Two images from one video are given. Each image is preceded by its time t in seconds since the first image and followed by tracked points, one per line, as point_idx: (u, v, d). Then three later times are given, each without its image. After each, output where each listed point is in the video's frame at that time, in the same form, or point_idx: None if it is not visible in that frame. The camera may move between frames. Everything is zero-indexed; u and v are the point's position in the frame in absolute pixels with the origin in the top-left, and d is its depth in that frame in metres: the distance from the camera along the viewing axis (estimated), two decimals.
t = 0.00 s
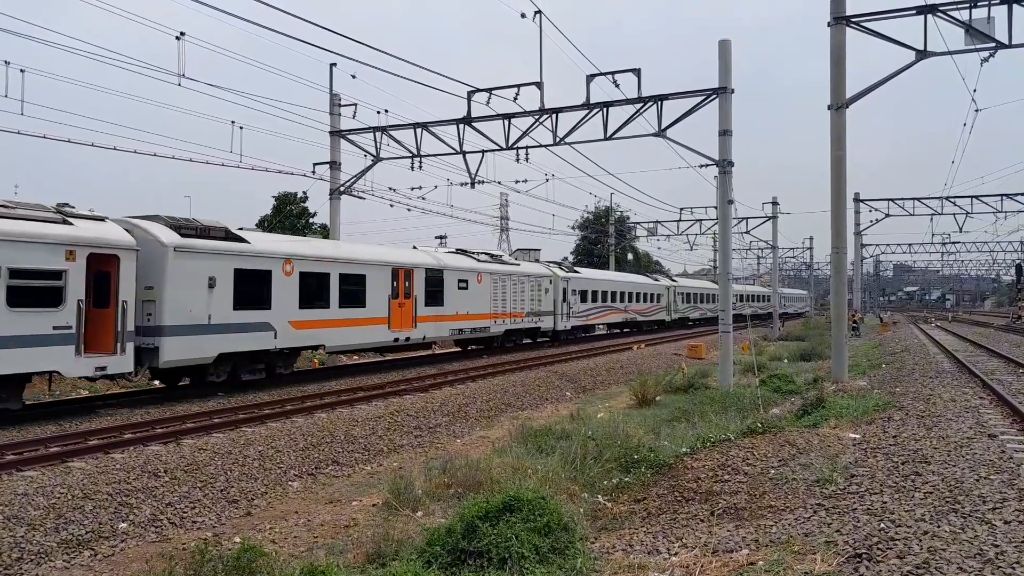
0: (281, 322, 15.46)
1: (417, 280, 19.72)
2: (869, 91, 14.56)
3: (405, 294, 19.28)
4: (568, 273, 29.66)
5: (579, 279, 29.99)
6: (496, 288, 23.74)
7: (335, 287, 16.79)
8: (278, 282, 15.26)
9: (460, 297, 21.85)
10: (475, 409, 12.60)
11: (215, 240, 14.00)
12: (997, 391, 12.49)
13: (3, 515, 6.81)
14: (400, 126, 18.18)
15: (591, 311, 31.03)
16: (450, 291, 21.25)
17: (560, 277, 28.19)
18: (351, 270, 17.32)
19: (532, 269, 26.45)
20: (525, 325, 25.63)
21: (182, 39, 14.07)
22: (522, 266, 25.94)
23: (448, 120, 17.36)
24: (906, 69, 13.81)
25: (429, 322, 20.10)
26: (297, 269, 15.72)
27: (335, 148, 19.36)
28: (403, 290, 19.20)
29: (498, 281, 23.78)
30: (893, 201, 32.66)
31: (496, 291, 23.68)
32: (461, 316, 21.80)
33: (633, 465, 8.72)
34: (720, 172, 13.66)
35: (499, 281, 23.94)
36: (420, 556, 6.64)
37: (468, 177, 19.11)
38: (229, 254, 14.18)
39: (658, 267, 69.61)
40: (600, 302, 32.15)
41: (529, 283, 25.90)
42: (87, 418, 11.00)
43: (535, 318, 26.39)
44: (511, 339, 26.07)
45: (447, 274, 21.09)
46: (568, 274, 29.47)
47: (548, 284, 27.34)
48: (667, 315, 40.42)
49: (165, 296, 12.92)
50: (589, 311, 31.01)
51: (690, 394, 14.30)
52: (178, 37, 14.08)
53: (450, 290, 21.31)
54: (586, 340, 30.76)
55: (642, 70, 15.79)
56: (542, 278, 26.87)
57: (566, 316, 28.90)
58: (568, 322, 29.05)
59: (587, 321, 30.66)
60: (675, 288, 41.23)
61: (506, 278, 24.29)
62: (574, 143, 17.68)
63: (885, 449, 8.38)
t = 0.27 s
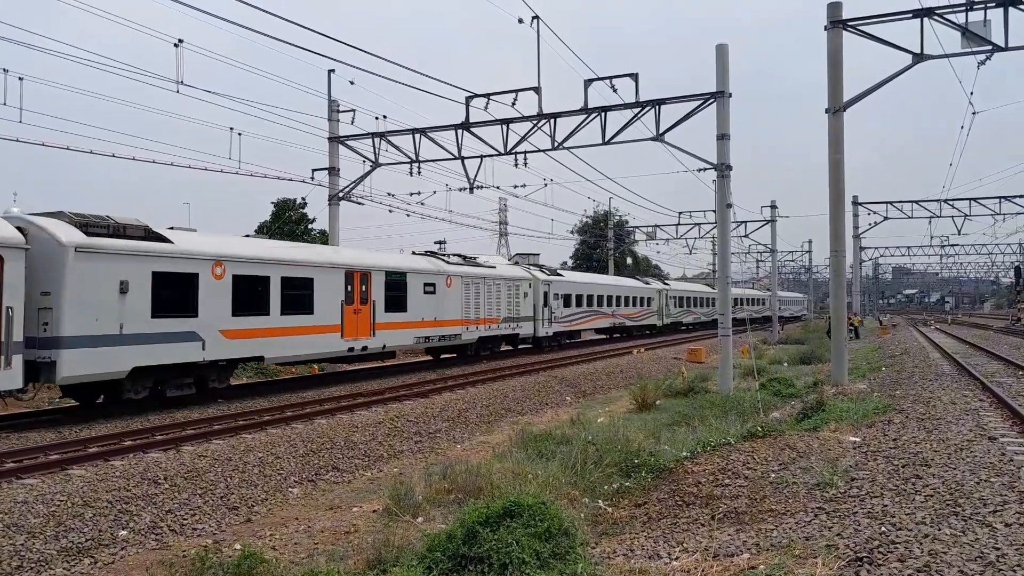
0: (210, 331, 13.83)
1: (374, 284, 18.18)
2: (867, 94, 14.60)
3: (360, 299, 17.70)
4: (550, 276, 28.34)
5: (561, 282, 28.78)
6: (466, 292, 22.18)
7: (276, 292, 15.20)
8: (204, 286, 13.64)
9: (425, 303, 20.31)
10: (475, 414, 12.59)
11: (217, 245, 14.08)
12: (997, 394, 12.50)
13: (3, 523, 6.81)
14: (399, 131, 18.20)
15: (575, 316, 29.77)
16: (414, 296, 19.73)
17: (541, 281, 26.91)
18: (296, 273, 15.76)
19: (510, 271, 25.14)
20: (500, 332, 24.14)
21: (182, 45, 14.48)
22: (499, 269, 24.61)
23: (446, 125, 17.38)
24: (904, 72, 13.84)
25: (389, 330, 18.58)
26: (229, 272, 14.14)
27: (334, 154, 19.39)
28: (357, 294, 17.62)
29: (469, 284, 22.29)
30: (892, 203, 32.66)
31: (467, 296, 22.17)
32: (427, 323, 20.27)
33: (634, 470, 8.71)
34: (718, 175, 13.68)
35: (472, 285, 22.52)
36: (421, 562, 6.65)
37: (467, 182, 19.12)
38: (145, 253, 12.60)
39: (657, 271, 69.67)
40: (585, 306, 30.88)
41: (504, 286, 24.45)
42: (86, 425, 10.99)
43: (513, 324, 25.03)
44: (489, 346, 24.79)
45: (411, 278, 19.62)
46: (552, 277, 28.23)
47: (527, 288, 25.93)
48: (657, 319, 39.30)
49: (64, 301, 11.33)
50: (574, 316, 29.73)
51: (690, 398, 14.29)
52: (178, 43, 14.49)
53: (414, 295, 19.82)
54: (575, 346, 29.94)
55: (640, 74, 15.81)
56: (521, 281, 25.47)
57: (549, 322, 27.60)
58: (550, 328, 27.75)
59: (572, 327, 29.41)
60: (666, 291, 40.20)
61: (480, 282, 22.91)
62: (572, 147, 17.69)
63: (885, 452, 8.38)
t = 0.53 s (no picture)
0: (117, 335, 12.32)
1: (322, 283, 16.64)
2: (865, 93, 14.60)
3: (305, 299, 16.14)
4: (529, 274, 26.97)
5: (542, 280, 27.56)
6: (434, 291, 20.59)
7: (203, 291, 13.70)
8: (111, 285, 12.14)
9: (386, 303, 18.77)
10: (474, 414, 12.59)
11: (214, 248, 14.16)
12: (996, 392, 12.50)
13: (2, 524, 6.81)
14: (397, 132, 18.20)
15: (557, 317, 28.47)
16: (372, 296, 18.18)
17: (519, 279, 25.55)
18: (229, 270, 14.30)
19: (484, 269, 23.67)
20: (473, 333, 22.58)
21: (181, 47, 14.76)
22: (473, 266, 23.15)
23: (445, 125, 17.38)
24: (902, 71, 13.85)
25: (342, 332, 17.06)
26: (144, 269, 12.66)
27: (333, 154, 19.38)
28: (303, 294, 16.06)
29: (437, 283, 20.73)
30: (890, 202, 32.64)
31: (435, 296, 20.60)
32: (387, 324, 18.75)
33: (633, 469, 8.71)
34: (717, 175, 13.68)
35: (442, 284, 20.97)
36: (420, 562, 6.67)
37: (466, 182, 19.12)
38: (94, 251, 11.89)
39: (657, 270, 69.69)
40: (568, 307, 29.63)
41: (478, 285, 22.95)
42: (86, 426, 11.00)
43: (488, 326, 23.58)
44: (465, 349, 23.33)
45: (368, 276, 18.11)
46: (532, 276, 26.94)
47: (504, 287, 24.50)
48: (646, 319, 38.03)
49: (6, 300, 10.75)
50: (555, 317, 28.44)
51: (689, 397, 14.29)
52: (178, 45, 14.76)
53: (372, 294, 18.28)
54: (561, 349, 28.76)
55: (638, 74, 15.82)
56: (497, 279, 24.03)
57: (527, 322, 26.32)
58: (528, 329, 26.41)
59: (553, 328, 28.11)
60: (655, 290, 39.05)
61: (451, 280, 21.39)
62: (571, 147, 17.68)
63: (884, 451, 8.38)
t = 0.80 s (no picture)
0: (5, 339, 10.67)
1: (265, 280, 15.03)
2: (867, 90, 14.58)
3: (245, 298, 14.54)
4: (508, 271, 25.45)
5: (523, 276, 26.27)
6: (397, 288, 19.04)
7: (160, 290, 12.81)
8: (58, 285, 11.26)
9: (341, 301, 17.21)
10: (477, 412, 12.60)
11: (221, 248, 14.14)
12: (1000, 389, 12.48)
13: (7, 522, 6.84)
14: (399, 130, 18.20)
15: (540, 315, 27.04)
16: (324, 294, 16.57)
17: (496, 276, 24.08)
18: (156, 266, 12.78)
19: (457, 265, 22.14)
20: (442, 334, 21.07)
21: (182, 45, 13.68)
22: (446, 262, 21.67)
23: (447, 123, 17.37)
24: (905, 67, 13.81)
25: (290, 333, 15.49)
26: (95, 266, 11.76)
27: (335, 153, 19.39)
28: (242, 292, 14.46)
29: (401, 280, 19.19)
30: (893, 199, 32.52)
31: (397, 294, 19.05)
32: (344, 324, 17.24)
33: (636, 466, 8.71)
34: (719, 172, 13.67)
35: (406, 280, 19.44)
36: (424, 559, 6.71)
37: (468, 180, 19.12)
38: (99, 249, 11.91)
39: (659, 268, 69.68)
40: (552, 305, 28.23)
41: (449, 282, 21.46)
42: (90, 425, 11.04)
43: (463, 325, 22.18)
44: (439, 350, 21.89)
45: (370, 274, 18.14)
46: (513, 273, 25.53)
47: (480, 284, 23.00)
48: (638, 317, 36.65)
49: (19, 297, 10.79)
50: (538, 315, 26.99)
51: (692, 395, 14.29)
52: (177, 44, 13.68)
53: (326, 292, 16.73)
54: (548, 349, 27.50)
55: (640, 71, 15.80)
56: (471, 276, 22.52)
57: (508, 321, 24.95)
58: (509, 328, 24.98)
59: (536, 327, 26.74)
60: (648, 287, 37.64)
61: (417, 277, 19.90)
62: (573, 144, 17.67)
63: (887, 447, 8.37)
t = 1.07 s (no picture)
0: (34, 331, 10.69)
1: (198, 267, 13.10)
2: (875, 80, 14.49)
3: (172, 288, 12.64)
4: (488, 260, 23.73)
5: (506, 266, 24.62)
6: (356, 278, 16.93)
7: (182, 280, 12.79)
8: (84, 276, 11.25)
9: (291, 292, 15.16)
10: (482, 403, 12.61)
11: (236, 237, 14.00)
12: (1006, 381, 12.44)
13: (15, 512, 6.89)
14: (404, 122, 18.17)
15: (524, 308, 25.39)
16: (270, 284, 14.58)
17: (474, 266, 22.39)
18: (74, 252, 11.12)
19: (431, 253, 20.22)
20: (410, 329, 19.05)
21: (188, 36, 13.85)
22: (418, 249, 19.81)
23: (452, 115, 17.34)
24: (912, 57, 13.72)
25: (223, 329, 13.50)
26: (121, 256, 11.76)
27: (340, 145, 19.37)
28: (168, 281, 12.55)
29: (361, 269, 17.11)
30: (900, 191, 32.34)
31: (357, 285, 16.96)
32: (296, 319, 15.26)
33: (641, 457, 8.70)
34: (725, 163, 13.62)
35: (368, 270, 17.39)
36: (429, 549, 6.77)
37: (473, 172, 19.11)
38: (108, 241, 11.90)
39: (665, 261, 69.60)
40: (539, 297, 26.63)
41: (420, 272, 19.42)
42: (98, 415, 11.09)
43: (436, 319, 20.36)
44: (409, 346, 20.17)
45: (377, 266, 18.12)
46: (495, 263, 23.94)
47: (456, 275, 21.28)
48: (633, 310, 35.14)
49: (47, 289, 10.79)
50: (522, 308, 25.35)
51: (697, 386, 14.29)
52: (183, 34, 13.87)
53: (272, 281, 14.70)
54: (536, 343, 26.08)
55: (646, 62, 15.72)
56: (446, 265, 20.70)
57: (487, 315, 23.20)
58: (489, 322, 23.37)
59: (521, 321, 25.19)
60: (643, 278, 36.05)
61: (382, 266, 17.91)
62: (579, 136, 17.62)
63: (893, 439, 8.34)
